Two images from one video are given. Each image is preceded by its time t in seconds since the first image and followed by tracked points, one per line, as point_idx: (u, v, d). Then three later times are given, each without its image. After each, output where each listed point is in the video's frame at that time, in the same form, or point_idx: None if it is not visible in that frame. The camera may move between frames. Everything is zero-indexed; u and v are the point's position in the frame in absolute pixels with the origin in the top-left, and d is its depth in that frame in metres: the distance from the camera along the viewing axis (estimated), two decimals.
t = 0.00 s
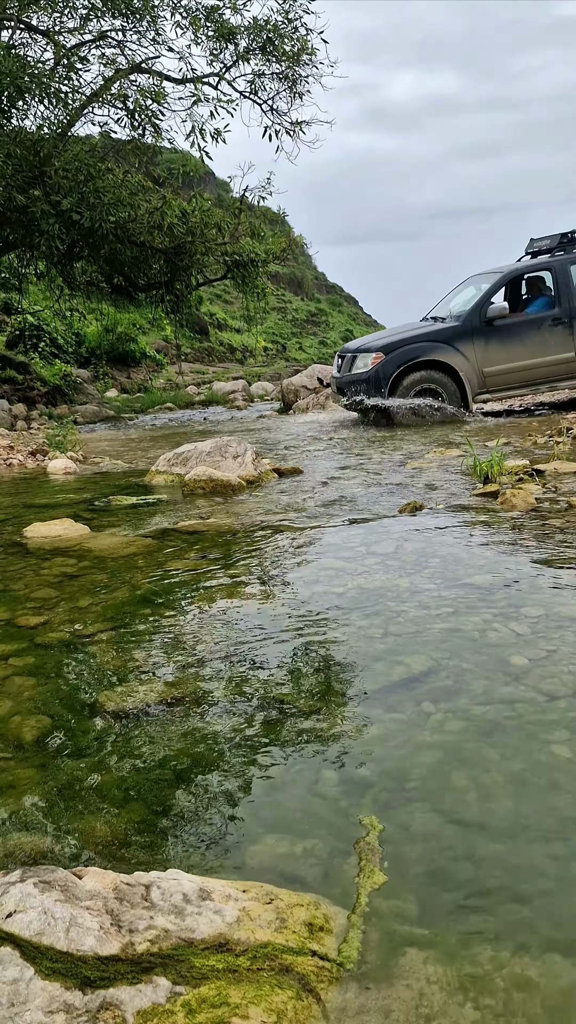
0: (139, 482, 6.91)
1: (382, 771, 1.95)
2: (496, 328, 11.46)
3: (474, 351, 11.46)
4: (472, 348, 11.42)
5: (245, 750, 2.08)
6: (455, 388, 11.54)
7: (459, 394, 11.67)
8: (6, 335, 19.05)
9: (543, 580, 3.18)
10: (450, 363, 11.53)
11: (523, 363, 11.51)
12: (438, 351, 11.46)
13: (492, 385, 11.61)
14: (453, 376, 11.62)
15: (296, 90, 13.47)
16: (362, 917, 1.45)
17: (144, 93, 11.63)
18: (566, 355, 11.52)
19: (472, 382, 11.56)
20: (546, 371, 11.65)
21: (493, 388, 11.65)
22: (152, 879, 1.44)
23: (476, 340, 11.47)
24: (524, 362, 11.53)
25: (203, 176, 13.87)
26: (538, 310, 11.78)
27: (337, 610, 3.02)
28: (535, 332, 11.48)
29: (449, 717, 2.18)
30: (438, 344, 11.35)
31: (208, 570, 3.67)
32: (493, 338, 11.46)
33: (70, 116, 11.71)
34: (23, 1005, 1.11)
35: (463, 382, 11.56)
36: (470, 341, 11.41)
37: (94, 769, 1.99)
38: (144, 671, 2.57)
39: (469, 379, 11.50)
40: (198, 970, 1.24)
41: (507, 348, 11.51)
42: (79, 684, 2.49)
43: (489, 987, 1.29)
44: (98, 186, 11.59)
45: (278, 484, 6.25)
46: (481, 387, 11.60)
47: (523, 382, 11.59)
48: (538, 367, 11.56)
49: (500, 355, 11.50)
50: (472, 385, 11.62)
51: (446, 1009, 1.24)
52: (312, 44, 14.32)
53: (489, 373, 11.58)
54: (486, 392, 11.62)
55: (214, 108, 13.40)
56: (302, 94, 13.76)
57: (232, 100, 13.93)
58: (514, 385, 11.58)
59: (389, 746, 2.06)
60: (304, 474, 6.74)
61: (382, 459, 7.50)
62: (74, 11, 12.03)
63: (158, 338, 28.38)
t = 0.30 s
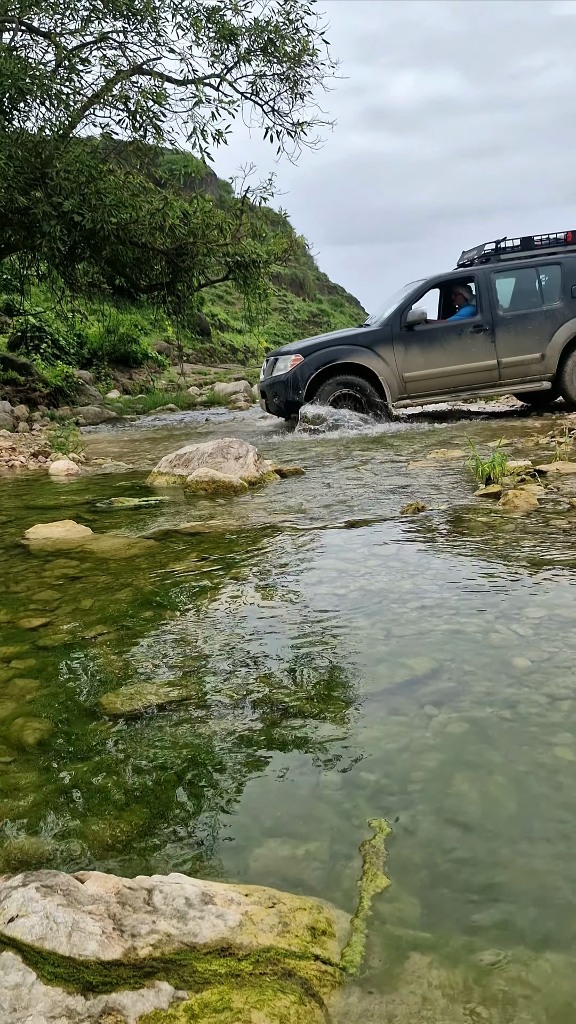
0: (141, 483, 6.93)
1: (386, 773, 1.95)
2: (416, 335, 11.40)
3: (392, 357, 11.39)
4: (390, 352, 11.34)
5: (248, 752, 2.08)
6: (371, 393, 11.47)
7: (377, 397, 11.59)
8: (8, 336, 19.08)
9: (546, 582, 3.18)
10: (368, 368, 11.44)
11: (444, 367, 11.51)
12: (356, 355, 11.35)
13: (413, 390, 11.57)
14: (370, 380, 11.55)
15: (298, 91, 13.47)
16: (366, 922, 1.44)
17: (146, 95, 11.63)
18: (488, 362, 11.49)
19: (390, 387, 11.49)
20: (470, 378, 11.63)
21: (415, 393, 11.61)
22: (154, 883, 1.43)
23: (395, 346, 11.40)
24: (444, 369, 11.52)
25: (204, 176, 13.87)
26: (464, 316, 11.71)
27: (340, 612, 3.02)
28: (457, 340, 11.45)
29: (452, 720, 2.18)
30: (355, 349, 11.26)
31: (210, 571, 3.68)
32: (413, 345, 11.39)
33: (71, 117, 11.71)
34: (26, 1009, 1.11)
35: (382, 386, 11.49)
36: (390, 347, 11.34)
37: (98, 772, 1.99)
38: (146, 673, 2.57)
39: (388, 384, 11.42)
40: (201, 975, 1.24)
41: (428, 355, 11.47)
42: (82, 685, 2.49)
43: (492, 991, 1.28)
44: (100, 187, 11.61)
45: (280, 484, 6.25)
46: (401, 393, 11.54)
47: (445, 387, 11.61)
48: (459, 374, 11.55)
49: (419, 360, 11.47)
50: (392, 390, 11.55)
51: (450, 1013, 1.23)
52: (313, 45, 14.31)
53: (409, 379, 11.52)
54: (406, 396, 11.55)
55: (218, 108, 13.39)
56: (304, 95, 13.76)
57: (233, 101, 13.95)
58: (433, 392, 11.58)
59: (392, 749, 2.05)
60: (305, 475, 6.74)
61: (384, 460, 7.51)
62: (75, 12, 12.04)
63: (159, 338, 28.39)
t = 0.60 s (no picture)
0: (143, 484, 6.95)
1: (387, 775, 1.95)
2: (329, 344, 11.41)
3: (305, 365, 11.36)
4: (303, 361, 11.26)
5: (248, 754, 2.09)
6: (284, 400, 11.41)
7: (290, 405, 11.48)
8: (11, 337, 19.14)
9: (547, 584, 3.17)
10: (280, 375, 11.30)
11: (356, 377, 11.56)
12: (268, 362, 11.26)
13: (325, 399, 11.56)
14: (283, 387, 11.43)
15: (300, 92, 13.48)
16: (366, 924, 1.44)
17: (148, 97, 11.65)
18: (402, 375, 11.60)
19: (303, 395, 11.44)
20: (384, 389, 11.72)
21: (329, 402, 11.60)
22: (155, 884, 1.43)
23: (308, 354, 11.39)
24: (358, 379, 11.58)
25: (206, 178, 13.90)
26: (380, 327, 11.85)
27: (341, 613, 3.02)
28: (370, 351, 11.55)
29: (453, 721, 2.18)
30: (268, 356, 11.21)
31: (211, 573, 3.69)
32: (326, 353, 11.40)
33: (74, 120, 11.72)
34: (25, 1011, 1.11)
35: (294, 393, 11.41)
36: (303, 355, 11.31)
37: (98, 774, 1.99)
38: (147, 675, 2.57)
39: (300, 392, 11.35)
40: (201, 977, 1.24)
41: (341, 365, 11.50)
42: (84, 687, 2.50)
43: (492, 994, 1.28)
44: (103, 189, 11.66)
45: (282, 486, 6.25)
46: (313, 401, 11.50)
47: (357, 398, 11.69)
48: (372, 384, 11.62)
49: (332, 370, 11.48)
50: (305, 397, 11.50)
51: (449, 1015, 1.23)
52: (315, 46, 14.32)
53: (322, 387, 11.51)
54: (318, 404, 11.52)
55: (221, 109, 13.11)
56: (306, 96, 13.77)
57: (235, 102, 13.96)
58: (346, 401, 11.61)
59: (392, 751, 2.05)
60: (307, 476, 6.75)
61: (386, 461, 7.52)
62: (77, 15, 12.07)
63: (162, 339, 28.42)
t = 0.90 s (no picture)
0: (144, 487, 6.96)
1: (388, 776, 1.95)
2: (246, 356, 11.32)
3: (222, 377, 11.32)
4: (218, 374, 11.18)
5: (249, 756, 2.09)
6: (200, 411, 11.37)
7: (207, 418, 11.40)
8: (13, 341, 19.16)
9: (548, 584, 3.17)
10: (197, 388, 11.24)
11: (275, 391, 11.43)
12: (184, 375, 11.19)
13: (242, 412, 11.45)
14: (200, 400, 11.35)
15: (300, 94, 13.50)
16: (366, 925, 1.44)
17: (148, 100, 11.68)
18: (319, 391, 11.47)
19: (220, 407, 11.38)
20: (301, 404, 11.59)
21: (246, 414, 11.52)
22: (154, 886, 1.44)
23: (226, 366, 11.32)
24: (277, 392, 11.47)
25: (206, 180, 13.93)
26: (302, 340, 11.73)
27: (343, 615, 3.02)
28: (288, 365, 11.41)
29: (454, 722, 2.18)
30: (183, 367, 11.19)
31: (212, 575, 3.70)
32: (243, 366, 11.32)
33: (74, 123, 11.75)
34: (26, 1012, 1.12)
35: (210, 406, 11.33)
36: (220, 367, 11.26)
37: (100, 777, 2.00)
38: (149, 678, 2.57)
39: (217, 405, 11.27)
40: (200, 978, 1.25)
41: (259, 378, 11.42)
42: (85, 690, 2.50)
43: (492, 993, 1.28)
44: (103, 192, 11.73)
45: (284, 488, 6.26)
46: (230, 413, 11.44)
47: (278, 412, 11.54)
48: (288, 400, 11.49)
49: (250, 383, 11.37)
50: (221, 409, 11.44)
51: (449, 1015, 1.23)
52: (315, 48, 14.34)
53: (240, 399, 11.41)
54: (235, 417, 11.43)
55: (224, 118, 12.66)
56: (305, 98, 13.79)
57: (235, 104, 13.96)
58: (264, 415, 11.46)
59: (394, 752, 2.06)
60: (308, 478, 6.75)
61: (387, 462, 7.52)
62: (77, 18, 12.09)
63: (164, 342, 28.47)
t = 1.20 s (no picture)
0: (146, 489, 6.98)
1: (390, 777, 1.95)
2: (167, 354, 10.86)
3: (141, 375, 10.87)
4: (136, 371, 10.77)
5: (250, 757, 2.10)
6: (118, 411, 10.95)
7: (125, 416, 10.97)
8: (13, 344, 19.18)
9: (549, 585, 3.17)
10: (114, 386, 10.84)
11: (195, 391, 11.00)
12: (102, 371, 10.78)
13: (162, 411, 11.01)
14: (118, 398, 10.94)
15: (299, 96, 13.52)
16: (369, 926, 1.44)
17: (147, 103, 11.70)
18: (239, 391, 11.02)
19: (138, 407, 10.92)
20: (222, 404, 11.13)
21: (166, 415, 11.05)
22: (157, 887, 1.45)
23: (145, 365, 10.87)
24: (197, 391, 11.02)
25: (206, 183, 13.95)
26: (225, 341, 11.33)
27: (345, 616, 3.03)
28: (209, 365, 10.96)
29: (456, 723, 2.18)
30: (101, 364, 10.75)
31: (214, 577, 3.71)
32: (163, 364, 10.86)
33: (74, 126, 11.78)
34: (30, 1012, 1.13)
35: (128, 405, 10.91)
36: (138, 366, 10.81)
37: (101, 780, 2.00)
38: (151, 680, 2.58)
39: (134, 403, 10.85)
40: (203, 978, 1.25)
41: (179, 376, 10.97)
42: (87, 693, 2.51)
43: (494, 993, 1.29)
44: (103, 195, 11.77)
45: (284, 489, 6.27)
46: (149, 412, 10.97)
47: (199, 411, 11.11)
48: (209, 401, 11.04)
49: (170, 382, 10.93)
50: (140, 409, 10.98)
51: (452, 1015, 1.24)
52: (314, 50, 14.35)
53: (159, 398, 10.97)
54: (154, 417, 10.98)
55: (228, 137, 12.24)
56: (305, 100, 13.80)
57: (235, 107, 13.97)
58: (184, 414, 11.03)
59: (396, 752, 2.06)
60: (309, 479, 6.77)
61: (388, 463, 7.53)
62: (76, 21, 12.11)
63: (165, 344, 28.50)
